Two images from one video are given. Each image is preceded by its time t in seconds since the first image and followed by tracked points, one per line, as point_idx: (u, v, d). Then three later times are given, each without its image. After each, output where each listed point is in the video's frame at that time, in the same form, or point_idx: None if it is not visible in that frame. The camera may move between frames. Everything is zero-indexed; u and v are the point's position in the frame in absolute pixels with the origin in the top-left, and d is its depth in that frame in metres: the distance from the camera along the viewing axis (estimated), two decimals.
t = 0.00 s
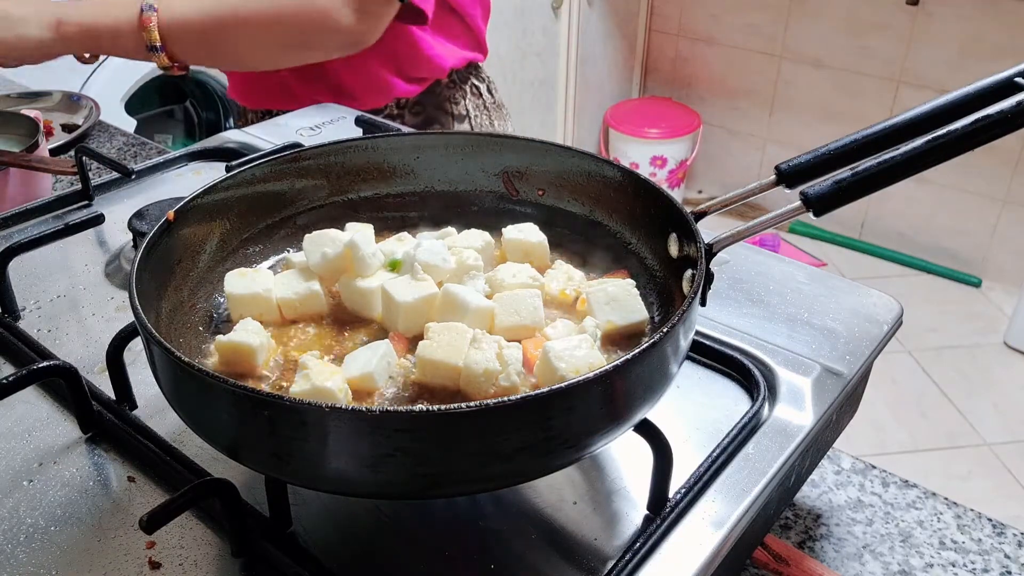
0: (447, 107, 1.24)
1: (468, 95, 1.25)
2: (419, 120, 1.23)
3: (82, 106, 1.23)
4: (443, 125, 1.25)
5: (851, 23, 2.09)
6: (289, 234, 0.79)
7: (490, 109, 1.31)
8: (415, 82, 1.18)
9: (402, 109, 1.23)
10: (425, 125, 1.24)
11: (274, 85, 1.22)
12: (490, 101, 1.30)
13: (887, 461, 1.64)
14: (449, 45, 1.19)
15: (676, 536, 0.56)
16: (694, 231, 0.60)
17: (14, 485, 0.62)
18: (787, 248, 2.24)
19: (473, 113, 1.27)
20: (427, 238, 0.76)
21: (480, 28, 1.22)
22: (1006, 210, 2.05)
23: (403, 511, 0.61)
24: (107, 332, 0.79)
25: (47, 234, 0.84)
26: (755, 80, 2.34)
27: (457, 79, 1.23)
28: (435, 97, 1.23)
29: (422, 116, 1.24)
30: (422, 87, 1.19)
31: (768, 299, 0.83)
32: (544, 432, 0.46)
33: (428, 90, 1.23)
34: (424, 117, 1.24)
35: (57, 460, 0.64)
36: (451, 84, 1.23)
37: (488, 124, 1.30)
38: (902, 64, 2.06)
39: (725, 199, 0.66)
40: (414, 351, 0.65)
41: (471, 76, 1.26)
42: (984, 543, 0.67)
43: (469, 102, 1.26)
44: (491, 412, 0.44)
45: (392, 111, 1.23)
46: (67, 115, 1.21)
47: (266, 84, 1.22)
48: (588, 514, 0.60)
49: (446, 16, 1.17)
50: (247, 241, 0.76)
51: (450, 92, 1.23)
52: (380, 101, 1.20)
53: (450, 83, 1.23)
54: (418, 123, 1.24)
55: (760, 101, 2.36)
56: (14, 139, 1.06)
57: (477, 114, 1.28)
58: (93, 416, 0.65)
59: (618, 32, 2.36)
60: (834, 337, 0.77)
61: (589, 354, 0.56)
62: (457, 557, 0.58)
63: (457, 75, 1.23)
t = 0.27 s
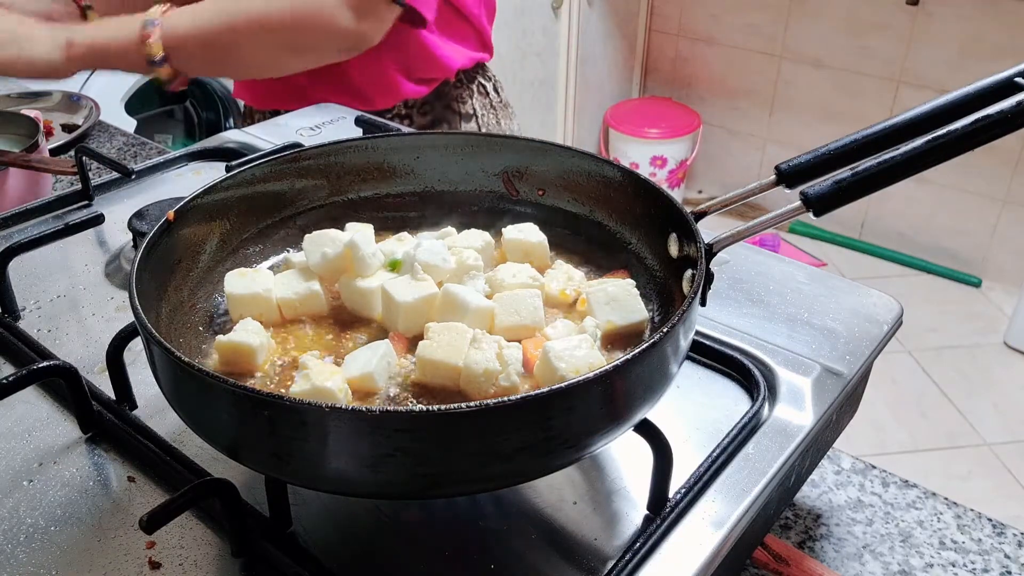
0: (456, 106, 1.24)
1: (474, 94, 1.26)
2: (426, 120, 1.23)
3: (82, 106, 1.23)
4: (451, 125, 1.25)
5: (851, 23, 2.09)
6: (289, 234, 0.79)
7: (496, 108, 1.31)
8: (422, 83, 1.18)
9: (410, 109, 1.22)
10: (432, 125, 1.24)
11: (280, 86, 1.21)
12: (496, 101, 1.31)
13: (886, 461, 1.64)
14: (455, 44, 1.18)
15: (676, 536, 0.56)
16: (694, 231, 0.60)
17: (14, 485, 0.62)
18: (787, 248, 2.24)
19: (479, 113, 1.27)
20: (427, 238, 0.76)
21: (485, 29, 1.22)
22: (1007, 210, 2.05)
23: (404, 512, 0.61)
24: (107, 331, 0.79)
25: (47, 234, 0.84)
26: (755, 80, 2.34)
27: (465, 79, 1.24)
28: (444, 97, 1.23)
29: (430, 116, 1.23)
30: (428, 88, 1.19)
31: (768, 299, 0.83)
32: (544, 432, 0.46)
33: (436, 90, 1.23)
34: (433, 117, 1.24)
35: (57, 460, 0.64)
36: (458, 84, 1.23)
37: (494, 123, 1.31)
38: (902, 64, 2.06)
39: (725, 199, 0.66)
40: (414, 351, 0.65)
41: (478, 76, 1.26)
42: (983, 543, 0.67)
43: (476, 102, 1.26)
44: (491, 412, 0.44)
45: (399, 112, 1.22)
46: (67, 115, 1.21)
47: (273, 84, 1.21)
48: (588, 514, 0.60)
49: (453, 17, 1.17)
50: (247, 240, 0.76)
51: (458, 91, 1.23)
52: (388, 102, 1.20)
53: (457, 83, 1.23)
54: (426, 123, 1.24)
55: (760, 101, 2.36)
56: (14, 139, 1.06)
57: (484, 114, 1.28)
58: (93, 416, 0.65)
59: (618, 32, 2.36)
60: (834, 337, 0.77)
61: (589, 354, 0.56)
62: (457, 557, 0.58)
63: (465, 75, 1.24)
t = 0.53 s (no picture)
0: (460, 106, 1.24)
1: (480, 94, 1.26)
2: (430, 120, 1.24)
3: (82, 106, 1.23)
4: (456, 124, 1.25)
5: (851, 23, 2.09)
6: (289, 234, 0.79)
7: (501, 109, 1.31)
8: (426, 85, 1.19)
9: (415, 109, 1.23)
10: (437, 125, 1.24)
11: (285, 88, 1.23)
12: (502, 101, 1.31)
13: (887, 461, 1.64)
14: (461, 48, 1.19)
15: (676, 536, 0.56)
16: (694, 231, 0.60)
17: (14, 485, 0.62)
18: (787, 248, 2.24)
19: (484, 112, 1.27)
20: (427, 238, 0.76)
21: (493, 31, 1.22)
22: (1007, 210, 2.05)
23: (404, 512, 0.61)
24: (107, 331, 0.79)
25: (47, 234, 0.84)
26: (755, 80, 2.34)
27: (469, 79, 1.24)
28: (448, 97, 1.24)
29: (435, 116, 1.24)
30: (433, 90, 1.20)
31: (768, 299, 0.83)
32: (545, 432, 0.46)
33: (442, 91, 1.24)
34: (438, 117, 1.24)
35: (57, 460, 0.64)
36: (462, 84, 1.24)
37: (500, 123, 1.30)
38: (902, 65, 2.06)
39: (725, 199, 0.66)
40: (414, 351, 0.65)
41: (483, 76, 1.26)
42: (984, 543, 0.67)
43: (482, 102, 1.26)
44: (491, 412, 0.44)
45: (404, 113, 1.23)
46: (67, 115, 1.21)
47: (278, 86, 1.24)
48: (588, 514, 0.60)
49: (459, 20, 1.18)
50: (247, 241, 0.76)
51: (462, 91, 1.24)
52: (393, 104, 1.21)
53: (462, 83, 1.24)
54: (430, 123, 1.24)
55: (760, 101, 2.36)
56: (14, 139, 1.06)
57: (489, 114, 1.28)
58: (93, 416, 0.65)
59: (618, 32, 2.36)
60: (835, 337, 0.77)
61: (589, 354, 0.56)
62: (457, 557, 0.58)
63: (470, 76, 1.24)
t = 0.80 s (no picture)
0: (479, 110, 1.27)
1: (499, 97, 1.27)
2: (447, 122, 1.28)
3: (82, 106, 1.22)
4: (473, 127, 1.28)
5: (850, 23, 2.09)
6: (289, 234, 0.79)
7: (519, 110, 1.32)
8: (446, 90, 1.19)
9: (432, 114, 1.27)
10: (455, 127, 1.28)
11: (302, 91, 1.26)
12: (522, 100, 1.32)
13: (887, 461, 1.64)
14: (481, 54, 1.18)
15: (676, 536, 0.56)
16: (694, 231, 0.60)
17: (14, 485, 0.62)
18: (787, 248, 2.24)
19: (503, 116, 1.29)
20: (427, 238, 0.76)
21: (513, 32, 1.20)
22: (1006, 210, 2.05)
23: (404, 512, 0.61)
24: (107, 332, 0.79)
25: (47, 234, 0.84)
26: (755, 80, 2.34)
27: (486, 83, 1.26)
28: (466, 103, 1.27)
29: (453, 119, 1.28)
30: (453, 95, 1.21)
31: (768, 299, 0.83)
32: (545, 432, 0.46)
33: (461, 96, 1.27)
34: (456, 120, 1.28)
35: (57, 460, 0.64)
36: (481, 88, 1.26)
37: (518, 124, 1.32)
38: (902, 64, 2.06)
39: (725, 199, 0.66)
40: (414, 351, 0.65)
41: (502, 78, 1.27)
42: (984, 543, 0.67)
43: (500, 104, 1.28)
44: (491, 412, 0.44)
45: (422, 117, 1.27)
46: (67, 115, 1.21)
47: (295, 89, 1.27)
48: (588, 514, 0.60)
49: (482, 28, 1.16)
50: (247, 241, 0.76)
51: (480, 96, 1.26)
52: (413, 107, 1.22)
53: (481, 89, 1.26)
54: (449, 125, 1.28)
55: (760, 101, 2.36)
56: (14, 140, 1.06)
57: (507, 116, 1.30)
58: (93, 416, 0.65)
59: (618, 32, 2.36)
60: (834, 337, 0.77)
61: (589, 354, 0.56)
62: (457, 557, 0.58)
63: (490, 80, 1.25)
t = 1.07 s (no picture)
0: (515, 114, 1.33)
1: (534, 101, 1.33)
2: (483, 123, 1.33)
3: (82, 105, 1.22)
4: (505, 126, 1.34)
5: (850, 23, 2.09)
6: (289, 233, 0.79)
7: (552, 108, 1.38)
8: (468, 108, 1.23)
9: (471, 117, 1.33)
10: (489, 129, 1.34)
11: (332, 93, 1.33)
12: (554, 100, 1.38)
13: (887, 461, 1.64)
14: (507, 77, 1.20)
15: (676, 536, 0.56)
16: (694, 231, 0.60)
17: (14, 485, 0.62)
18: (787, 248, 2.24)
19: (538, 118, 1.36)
20: (427, 238, 0.76)
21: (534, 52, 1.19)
22: (1006, 210, 2.05)
23: (404, 511, 0.61)
24: (107, 331, 0.79)
25: (47, 234, 0.84)
26: (755, 80, 2.34)
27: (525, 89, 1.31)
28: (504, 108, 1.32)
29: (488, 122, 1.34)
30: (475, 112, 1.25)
31: (768, 299, 0.83)
32: (545, 431, 0.46)
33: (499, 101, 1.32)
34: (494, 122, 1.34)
35: (57, 459, 0.64)
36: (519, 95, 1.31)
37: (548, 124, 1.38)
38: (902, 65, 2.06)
39: (725, 199, 0.66)
40: (414, 351, 0.65)
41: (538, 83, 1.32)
42: (983, 543, 0.67)
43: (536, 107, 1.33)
44: (491, 412, 0.44)
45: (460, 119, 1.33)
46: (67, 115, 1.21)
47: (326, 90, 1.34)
48: (588, 514, 0.60)
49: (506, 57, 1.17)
50: (247, 240, 0.76)
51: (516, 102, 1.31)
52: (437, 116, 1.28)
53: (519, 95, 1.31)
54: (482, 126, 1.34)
55: (760, 102, 2.36)
56: (14, 140, 1.06)
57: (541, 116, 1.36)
58: (93, 416, 0.65)
59: (619, 32, 2.36)
60: (834, 337, 0.77)
61: (589, 354, 0.56)
62: (457, 556, 0.58)
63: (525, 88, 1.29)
